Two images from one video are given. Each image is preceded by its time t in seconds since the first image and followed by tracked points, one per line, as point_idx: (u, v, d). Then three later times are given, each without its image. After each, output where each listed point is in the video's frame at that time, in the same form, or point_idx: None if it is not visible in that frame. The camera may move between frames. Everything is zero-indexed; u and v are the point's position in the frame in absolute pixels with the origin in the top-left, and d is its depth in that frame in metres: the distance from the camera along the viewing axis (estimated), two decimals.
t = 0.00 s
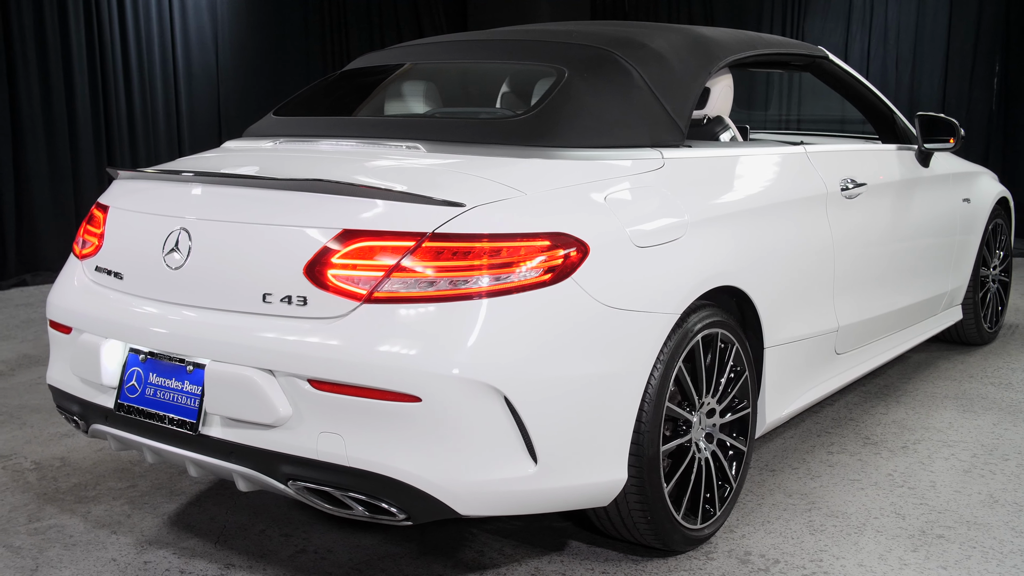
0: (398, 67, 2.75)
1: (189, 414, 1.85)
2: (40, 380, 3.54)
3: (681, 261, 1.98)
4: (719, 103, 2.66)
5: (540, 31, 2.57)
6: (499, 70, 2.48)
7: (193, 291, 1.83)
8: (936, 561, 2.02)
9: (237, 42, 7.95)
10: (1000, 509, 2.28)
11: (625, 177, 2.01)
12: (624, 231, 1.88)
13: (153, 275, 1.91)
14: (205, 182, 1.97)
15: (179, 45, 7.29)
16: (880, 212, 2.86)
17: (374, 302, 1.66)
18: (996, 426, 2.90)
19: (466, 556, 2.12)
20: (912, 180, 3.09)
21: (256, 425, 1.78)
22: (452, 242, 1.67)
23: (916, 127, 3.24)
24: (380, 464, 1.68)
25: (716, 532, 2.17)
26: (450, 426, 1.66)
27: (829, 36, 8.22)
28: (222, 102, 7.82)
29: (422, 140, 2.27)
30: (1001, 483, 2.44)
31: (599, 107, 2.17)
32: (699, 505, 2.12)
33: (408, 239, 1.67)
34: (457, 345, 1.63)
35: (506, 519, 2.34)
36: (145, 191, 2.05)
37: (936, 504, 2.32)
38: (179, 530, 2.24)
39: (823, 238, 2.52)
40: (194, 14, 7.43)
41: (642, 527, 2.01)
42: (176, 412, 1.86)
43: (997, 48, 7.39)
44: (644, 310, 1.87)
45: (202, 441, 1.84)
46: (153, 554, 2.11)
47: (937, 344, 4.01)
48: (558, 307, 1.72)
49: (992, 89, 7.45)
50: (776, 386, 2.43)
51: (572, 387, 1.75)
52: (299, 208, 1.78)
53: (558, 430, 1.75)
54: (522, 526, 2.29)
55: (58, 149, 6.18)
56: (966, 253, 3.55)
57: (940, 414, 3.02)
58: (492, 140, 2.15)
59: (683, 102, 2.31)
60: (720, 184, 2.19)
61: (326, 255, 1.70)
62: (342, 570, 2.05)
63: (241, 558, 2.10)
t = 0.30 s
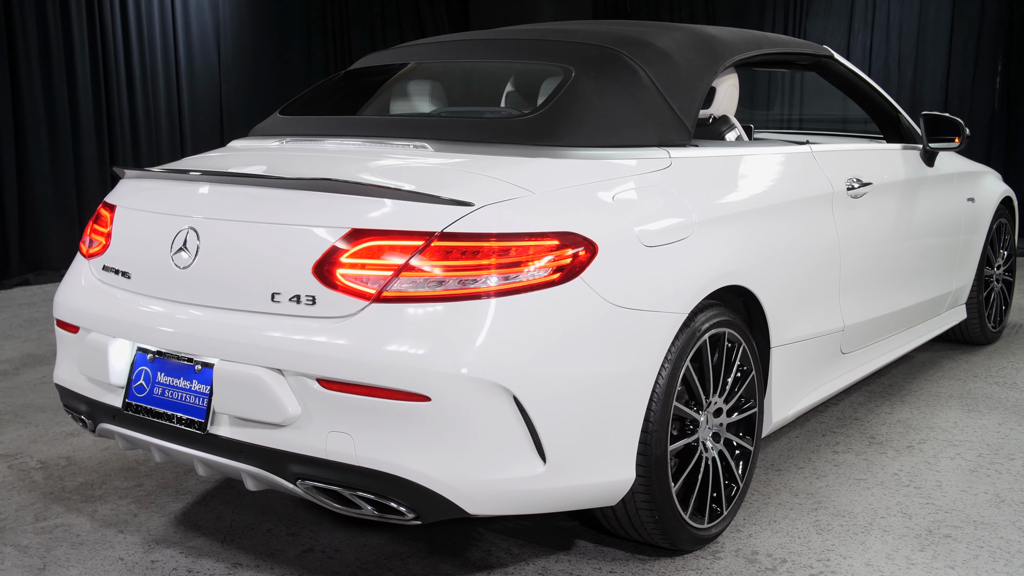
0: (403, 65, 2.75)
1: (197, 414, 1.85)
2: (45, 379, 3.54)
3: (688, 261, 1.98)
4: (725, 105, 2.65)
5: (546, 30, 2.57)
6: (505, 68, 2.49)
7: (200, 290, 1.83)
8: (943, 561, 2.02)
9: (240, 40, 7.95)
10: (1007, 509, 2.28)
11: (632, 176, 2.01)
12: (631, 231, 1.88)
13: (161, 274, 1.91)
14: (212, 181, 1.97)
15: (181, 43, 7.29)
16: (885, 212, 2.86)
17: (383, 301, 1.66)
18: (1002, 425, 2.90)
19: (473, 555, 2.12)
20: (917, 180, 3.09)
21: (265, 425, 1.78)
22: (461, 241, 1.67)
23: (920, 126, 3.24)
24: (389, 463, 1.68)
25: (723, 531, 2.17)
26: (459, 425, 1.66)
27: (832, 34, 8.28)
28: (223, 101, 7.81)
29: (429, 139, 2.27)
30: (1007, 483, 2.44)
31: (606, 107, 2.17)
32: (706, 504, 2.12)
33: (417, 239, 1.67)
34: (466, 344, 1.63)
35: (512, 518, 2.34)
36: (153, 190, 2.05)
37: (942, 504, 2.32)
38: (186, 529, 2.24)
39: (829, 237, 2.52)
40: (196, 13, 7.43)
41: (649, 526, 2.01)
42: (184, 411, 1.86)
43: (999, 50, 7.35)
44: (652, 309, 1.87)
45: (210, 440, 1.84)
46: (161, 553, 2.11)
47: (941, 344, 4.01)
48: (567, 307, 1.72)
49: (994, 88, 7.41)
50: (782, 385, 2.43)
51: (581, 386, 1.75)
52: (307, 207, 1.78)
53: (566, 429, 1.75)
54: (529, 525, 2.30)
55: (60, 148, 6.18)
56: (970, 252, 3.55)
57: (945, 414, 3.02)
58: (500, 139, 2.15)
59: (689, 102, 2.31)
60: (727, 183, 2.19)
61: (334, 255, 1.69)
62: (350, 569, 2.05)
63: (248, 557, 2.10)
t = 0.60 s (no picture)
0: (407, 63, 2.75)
1: (205, 413, 1.84)
2: (49, 378, 3.54)
3: (696, 260, 1.98)
4: (730, 104, 2.70)
5: (552, 29, 2.57)
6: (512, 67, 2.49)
7: (209, 289, 1.83)
8: (950, 560, 2.02)
9: (242, 39, 7.95)
10: (1014, 508, 2.28)
11: (640, 175, 2.01)
12: (640, 230, 1.88)
13: (169, 273, 1.91)
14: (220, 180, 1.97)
15: (183, 42, 7.29)
16: (890, 211, 2.86)
17: (392, 300, 1.66)
18: (1007, 424, 2.90)
19: (480, 555, 2.12)
20: (922, 179, 3.09)
21: (274, 424, 1.78)
22: (470, 240, 1.67)
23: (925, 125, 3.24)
24: (398, 462, 1.68)
25: (730, 530, 2.17)
26: (469, 424, 1.66)
27: (833, 34, 8.26)
28: (226, 100, 7.81)
29: (436, 138, 2.27)
30: (1013, 482, 2.44)
31: (613, 106, 2.17)
32: (714, 504, 2.12)
33: (426, 238, 1.67)
34: (475, 343, 1.63)
35: (519, 517, 2.34)
36: (160, 189, 2.05)
37: (949, 503, 2.32)
38: (193, 528, 2.24)
39: (835, 236, 2.52)
40: (198, 11, 7.43)
41: (657, 525, 2.01)
42: (192, 410, 1.86)
43: (1002, 48, 7.37)
44: (660, 308, 1.87)
45: (219, 439, 1.84)
46: (168, 552, 2.11)
47: (945, 343, 4.01)
48: (576, 305, 1.72)
49: (997, 87, 7.42)
50: (789, 384, 2.43)
51: (589, 385, 1.75)
52: (316, 206, 1.77)
53: (575, 428, 1.75)
54: (536, 524, 2.30)
55: (63, 148, 6.18)
56: (975, 251, 3.55)
57: (950, 413, 3.02)
58: (507, 138, 2.15)
59: (696, 100, 2.31)
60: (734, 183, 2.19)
61: (343, 254, 1.69)
62: (357, 568, 2.05)
63: (255, 557, 2.10)
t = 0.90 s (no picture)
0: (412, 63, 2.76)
1: (214, 412, 1.84)
2: (54, 376, 3.54)
3: (704, 259, 1.98)
4: (736, 103, 2.70)
5: (559, 28, 2.57)
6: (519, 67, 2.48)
7: (217, 288, 1.83)
8: (958, 560, 2.02)
9: (244, 38, 7.95)
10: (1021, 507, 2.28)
11: (648, 174, 2.01)
12: (648, 229, 1.87)
13: (176, 272, 1.91)
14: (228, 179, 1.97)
15: (186, 41, 7.29)
16: (896, 210, 2.86)
17: (401, 299, 1.66)
18: (1014, 424, 2.90)
19: (488, 554, 2.12)
20: (928, 178, 3.09)
21: (283, 423, 1.78)
22: (478, 239, 1.67)
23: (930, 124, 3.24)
24: (407, 461, 1.68)
25: (737, 529, 2.17)
26: (478, 423, 1.66)
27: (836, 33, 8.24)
28: (229, 99, 7.81)
29: (444, 137, 2.27)
30: (1020, 481, 2.44)
31: (620, 105, 2.17)
32: (721, 502, 2.12)
33: (435, 237, 1.67)
34: (484, 342, 1.63)
35: (526, 516, 2.34)
36: (168, 188, 2.05)
37: (956, 502, 2.32)
38: (200, 527, 2.24)
39: (841, 235, 2.52)
40: (201, 11, 7.43)
41: (665, 524, 2.01)
42: (201, 409, 1.86)
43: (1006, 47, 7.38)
44: (668, 308, 1.87)
45: (227, 438, 1.84)
46: (175, 551, 2.11)
47: (949, 342, 4.01)
48: (585, 305, 1.72)
49: (1000, 86, 7.45)
50: (796, 383, 2.43)
51: (598, 384, 1.75)
52: (325, 205, 1.77)
53: (584, 427, 1.75)
54: (542, 523, 2.30)
55: (67, 147, 6.18)
56: (980, 250, 3.55)
57: (956, 412, 3.02)
58: (515, 136, 2.15)
59: (703, 99, 2.31)
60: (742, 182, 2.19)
61: (352, 253, 1.69)
62: (365, 567, 2.05)
63: (263, 555, 2.10)
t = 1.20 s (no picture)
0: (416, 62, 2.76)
1: (222, 410, 1.84)
2: (59, 374, 3.54)
3: (711, 258, 1.98)
4: (742, 103, 2.71)
5: (565, 27, 2.57)
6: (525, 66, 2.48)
7: (225, 287, 1.83)
8: (965, 559, 2.02)
9: (247, 37, 7.96)
10: None
11: (655, 173, 2.01)
12: (656, 228, 1.87)
13: (184, 271, 1.90)
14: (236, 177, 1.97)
15: (190, 40, 7.29)
16: (902, 210, 2.86)
17: (411, 298, 1.66)
18: (1019, 423, 2.90)
19: (495, 552, 2.12)
20: (933, 178, 3.09)
21: (292, 421, 1.78)
22: (487, 238, 1.67)
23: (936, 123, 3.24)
24: (416, 460, 1.68)
25: (745, 528, 2.17)
26: (487, 422, 1.66)
27: (839, 32, 8.28)
28: (232, 98, 7.81)
29: (451, 136, 2.27)
30: None
31: (628, 104, 2.17)
32: (728, 502, 2.12)
33: (444, 236, 1.67)
34: (493, 341, 1.63)
35: (532, 515, 2.34)
36: (176, 186, 2.05)
37: (963, 502, 2.32)
38: (207, 526, 2.24)
39: (848, 234, 2.52)
40: (204, 10, 7.43)
41: (672, 523, 2.01)
42: (209, 408, 1.86)
43: (1009, 46, 7.33)
44: (676, 307, 1.87)
45: (236, 437, 1.84)
46: (182, 550, 2.11)
47: (953, 342, 4.01)
48: (594, 303, 1.72)
49: (1003, 86, 7.38)
50: (802, 383, 2.43)
51: (606, 383, 1.75)
52: (333, 204, 1.77)
53: (592, 425, 1.75)
54: (549, 522, 2.30)
55: (70, 146, 6.18)
56: (985, 250, 3.55)
57: (961, 412, 3.02)
58: (522, 135, 2.15)
59: (710, 98, 2.31)
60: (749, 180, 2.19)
61: (361, 251, 1.69)
62: (372, 565, 2.05)
63: (270, 554, 2.10)
